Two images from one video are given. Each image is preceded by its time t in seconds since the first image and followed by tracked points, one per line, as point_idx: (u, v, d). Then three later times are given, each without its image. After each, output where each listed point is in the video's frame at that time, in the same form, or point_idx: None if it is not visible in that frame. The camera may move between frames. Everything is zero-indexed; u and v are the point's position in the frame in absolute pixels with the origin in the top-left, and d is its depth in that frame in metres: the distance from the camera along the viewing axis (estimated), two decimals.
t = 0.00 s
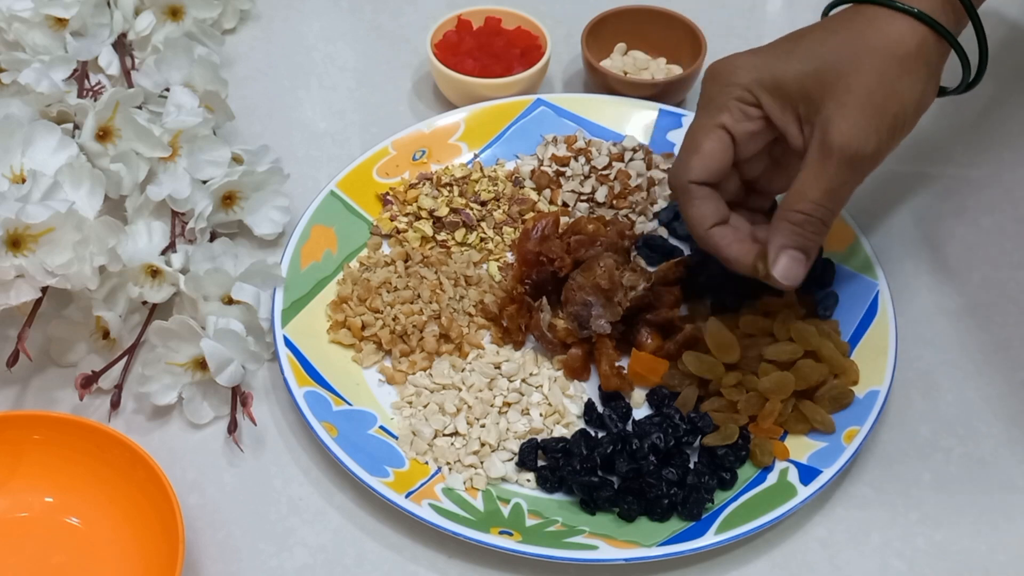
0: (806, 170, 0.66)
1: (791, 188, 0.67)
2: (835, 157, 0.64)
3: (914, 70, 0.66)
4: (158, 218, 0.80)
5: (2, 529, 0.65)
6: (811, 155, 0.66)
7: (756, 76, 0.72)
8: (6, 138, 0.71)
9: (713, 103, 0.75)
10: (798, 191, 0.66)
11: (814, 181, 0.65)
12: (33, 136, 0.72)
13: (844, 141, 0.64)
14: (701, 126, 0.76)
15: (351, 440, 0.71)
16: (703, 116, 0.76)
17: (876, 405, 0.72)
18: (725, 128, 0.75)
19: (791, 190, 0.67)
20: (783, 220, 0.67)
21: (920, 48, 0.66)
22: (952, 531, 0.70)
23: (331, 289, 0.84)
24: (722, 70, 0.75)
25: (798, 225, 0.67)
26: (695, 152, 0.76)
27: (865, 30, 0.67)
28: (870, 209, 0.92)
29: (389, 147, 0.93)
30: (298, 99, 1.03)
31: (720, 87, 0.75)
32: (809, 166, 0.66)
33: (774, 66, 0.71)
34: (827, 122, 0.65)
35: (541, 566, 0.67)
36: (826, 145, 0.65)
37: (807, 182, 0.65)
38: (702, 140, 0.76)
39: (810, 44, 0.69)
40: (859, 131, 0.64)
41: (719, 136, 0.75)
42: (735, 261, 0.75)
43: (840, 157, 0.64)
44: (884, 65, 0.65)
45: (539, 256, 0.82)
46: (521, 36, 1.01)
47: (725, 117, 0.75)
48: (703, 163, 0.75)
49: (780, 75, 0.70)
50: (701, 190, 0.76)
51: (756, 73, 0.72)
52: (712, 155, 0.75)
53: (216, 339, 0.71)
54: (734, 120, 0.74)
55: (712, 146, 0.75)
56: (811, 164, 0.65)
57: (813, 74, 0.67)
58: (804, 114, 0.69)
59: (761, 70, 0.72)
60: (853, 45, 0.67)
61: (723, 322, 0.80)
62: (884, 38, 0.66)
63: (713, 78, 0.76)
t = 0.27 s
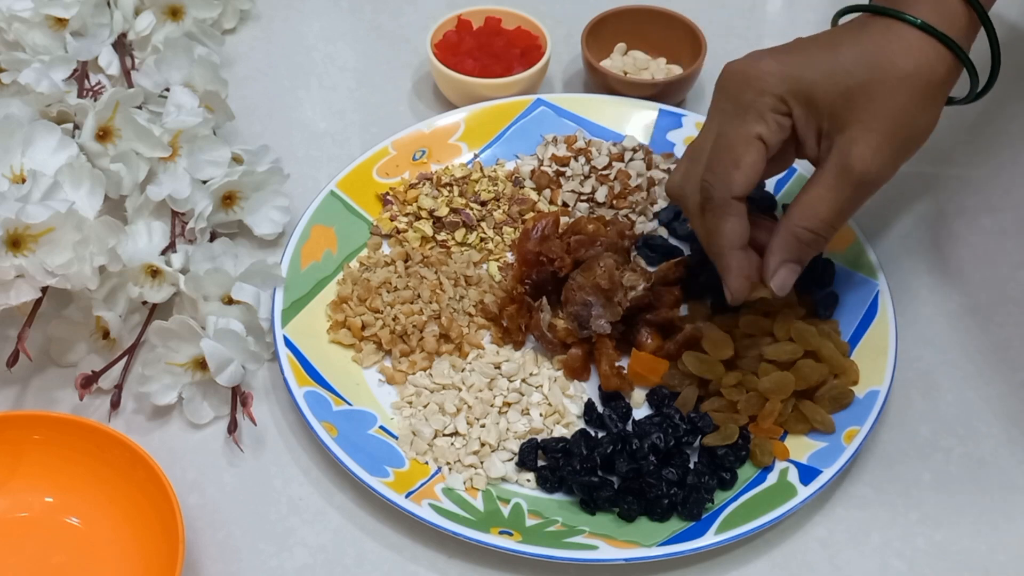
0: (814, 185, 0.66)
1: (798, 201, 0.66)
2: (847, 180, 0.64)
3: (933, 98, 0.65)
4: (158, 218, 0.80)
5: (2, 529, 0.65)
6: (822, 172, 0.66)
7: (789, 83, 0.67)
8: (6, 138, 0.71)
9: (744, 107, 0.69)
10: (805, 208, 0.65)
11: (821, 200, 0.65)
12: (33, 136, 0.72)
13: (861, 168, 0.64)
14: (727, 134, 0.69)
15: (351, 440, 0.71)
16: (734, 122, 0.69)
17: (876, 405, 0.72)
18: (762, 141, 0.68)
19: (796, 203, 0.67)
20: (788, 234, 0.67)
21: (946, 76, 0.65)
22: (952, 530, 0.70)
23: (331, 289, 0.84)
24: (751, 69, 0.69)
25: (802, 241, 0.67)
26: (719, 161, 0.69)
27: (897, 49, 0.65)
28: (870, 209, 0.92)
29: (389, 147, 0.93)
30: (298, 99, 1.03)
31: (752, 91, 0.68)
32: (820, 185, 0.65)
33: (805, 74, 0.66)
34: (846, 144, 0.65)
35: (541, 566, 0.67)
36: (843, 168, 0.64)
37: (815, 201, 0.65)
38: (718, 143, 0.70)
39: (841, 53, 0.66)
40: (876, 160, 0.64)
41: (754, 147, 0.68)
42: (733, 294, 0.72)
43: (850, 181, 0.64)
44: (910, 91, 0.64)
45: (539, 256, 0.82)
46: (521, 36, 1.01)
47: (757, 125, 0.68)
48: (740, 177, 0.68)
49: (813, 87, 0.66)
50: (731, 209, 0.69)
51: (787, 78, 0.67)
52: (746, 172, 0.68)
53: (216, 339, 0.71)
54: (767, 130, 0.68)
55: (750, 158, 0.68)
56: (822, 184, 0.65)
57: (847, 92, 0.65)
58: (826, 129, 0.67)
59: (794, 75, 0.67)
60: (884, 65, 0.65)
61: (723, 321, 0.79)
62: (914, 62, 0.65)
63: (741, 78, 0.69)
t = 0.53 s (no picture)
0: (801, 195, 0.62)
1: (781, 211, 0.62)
2: (834, 195, 0.61)
3: (927, 105, 0.61)
4: (157, 218, 0.80)
5: (2, 530, 0.65)
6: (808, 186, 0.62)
7: (788, 93, 0.59)
8: (6, 138, 0.71)
9: (750, 119, 0.60)
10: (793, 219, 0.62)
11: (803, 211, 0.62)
12: (33, 136, 0.72)
13: (853, 184, 0.61)
14: (729, 153, 0.60)
15: (351, 440, 0.71)
16: (738, 135, 0.60)
17: (876, 405, 0.72)
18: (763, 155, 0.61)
19: (781, 210, 0.63)
20: (769, 241, 0.64)
21: (936, 89, 0.60)
22: (952, 530, 0.70)
23: (331, 289, 0.84)
24: (753, 80, 0.59)
25: (781, 247, 0.63)
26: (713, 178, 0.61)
27: (901, 61, 0.59)
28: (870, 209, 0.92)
29: (389, 147, 0.93)
30: (298, 99, 1.03)
31: (755, 104, 0.59)
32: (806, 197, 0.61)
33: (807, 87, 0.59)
34: (837, 158, 0.61)
35: (541, 566, 0.67)
36: (835, 186, 0.61)
37: (798, 210, 0.62)
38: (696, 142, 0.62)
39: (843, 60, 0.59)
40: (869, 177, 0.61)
41: (755, 161, 0.61)
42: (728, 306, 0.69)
43: (838, 196, 0.61)
44: (906, 104, 0.60)
45: (539, 256, 0.82)
46: (521, 36, 1.01)
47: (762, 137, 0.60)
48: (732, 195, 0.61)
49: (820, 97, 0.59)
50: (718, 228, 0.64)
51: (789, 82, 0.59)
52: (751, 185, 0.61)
53: (216, 339, 0.71)
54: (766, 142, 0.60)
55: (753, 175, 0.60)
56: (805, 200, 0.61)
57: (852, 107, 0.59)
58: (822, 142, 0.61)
59: (800, 83, 0.59)
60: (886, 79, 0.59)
61: (723, 321, 0.78)
62: (918, 74, 0.60)
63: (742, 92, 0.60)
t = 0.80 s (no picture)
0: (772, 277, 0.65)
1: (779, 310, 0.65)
2: (825, 294, 0.66)
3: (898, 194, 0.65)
4: (157, 218, 0.80)
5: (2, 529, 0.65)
6: (803, 281, 0.64)
7: (812, 240, 0.59)
8: (6, 138, 0.71)
9: (768, 283, 0.60)
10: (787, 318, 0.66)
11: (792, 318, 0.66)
12: (33, 135, 0.72)
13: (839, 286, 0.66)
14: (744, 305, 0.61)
15: (351, 440, 0.71)
16: (757, 295, 0.60)
17: (876, 405, 0.72)
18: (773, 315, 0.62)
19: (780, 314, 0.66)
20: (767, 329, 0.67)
21: (907, 177, 0.64)
22: (952, 530, 0.70)
23: (331, 289, 0.84)
24: (761, 229, 0.59)
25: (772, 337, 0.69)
26: (735, 319, 0.62)
27: (882, 154, 0.62)
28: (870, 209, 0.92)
29: (389, 147, 0.93)
30: (298, 99, 1.03)
31: (778, 265, 0.59)
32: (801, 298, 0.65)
33: (819, 240, 0.60)
34: (831, 267, 0.64)
35: (541, 566, 0.67)
36: (825, 288, 0.66)
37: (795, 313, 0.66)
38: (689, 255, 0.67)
39: (830, 156, 0.61)
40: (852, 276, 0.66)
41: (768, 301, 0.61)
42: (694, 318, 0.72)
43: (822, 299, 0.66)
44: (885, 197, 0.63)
45: (539, 256, 0.82)
46: (521, 36, 1.01)
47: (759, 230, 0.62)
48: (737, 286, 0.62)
49: (822, 205, 0.59)
50: (728, 354, 0.63)
51: (786, 196, 0.60)
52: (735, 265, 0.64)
53: (216, 339, 0.71)
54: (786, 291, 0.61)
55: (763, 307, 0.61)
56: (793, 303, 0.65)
57: (853, 223, 0.61)
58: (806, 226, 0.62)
59: (797, 189, 0.60)
60: (874, 177, 0.61)
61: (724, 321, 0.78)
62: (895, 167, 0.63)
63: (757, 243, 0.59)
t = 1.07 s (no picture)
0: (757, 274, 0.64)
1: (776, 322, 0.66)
2: (821, 306, 0.67)
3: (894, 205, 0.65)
4: (157, 218, 0.80)
5: (2, 529, 0.65)
6: (802, 294, 0.65)
7: (809, 259, 0.60)
8: (6, 138, 0.71)
9: (765, 301, 0.60)
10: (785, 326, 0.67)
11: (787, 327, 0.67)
12: (33, 136, 0.72)
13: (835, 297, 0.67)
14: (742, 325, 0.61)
15: (352, 440, 0.71)
16: (751, 314, 0.61)
17: (876, 405, 0.72)
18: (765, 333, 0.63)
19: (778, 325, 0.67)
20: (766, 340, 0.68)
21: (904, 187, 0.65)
22: (952, 531, 0.70)
23: (331, 290, 0.84)
24: (757, 252, 0.59)
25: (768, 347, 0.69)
26: (731, 335, 0.62)
27: (879, 168, 0.62)
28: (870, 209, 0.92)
29: (389, 147, 0.93)
30: (298, 99, 1.03)
31: (773, 285, 0.59)
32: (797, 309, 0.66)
33: (817, 257, 0.60)
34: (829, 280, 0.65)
35: (541, 566, 0.67)
36: (822, 300, 0.66)
37: (792, 321, 0.67)
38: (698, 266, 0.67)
39: (825, 175, 0.61)
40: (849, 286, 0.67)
41: (764, 319, 0.61)
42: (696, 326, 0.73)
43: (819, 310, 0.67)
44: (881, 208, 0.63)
45: (539, 256, 0.82)
46: (521, 36, 1.01)
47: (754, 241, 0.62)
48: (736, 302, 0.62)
49: (818, 224, 0.60)
50: (727, 368, 0.64)
51: (782, 217, 0.60)
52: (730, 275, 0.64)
53: (216, 339, 0.71)
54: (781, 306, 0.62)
55: (758, 328, 0.62)
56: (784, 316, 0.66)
57: (850, 239, 0.62)
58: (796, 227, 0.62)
59: (793, 210, 0.60)
60: (871, 192, 0.62)
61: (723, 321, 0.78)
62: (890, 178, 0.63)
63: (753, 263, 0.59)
